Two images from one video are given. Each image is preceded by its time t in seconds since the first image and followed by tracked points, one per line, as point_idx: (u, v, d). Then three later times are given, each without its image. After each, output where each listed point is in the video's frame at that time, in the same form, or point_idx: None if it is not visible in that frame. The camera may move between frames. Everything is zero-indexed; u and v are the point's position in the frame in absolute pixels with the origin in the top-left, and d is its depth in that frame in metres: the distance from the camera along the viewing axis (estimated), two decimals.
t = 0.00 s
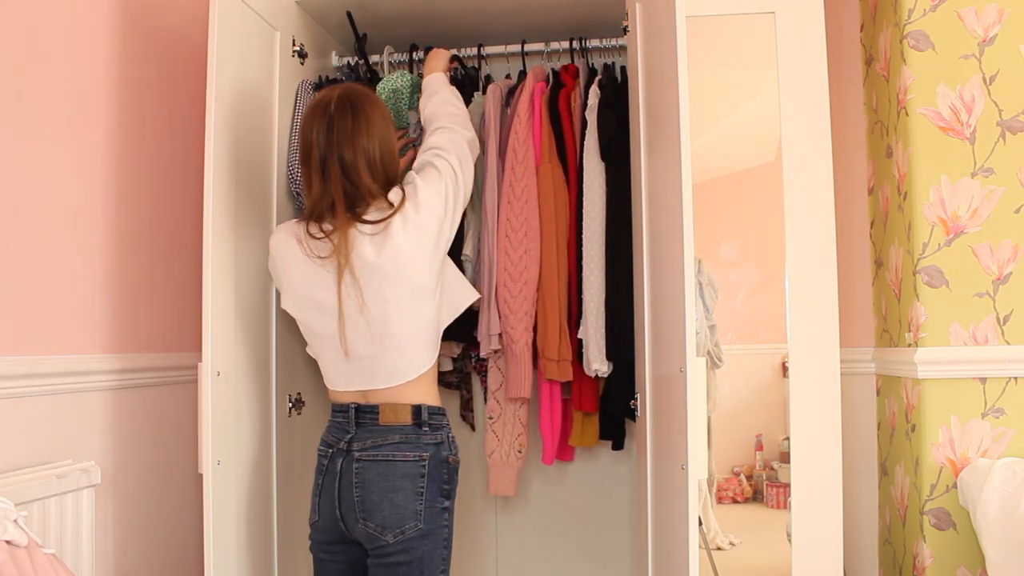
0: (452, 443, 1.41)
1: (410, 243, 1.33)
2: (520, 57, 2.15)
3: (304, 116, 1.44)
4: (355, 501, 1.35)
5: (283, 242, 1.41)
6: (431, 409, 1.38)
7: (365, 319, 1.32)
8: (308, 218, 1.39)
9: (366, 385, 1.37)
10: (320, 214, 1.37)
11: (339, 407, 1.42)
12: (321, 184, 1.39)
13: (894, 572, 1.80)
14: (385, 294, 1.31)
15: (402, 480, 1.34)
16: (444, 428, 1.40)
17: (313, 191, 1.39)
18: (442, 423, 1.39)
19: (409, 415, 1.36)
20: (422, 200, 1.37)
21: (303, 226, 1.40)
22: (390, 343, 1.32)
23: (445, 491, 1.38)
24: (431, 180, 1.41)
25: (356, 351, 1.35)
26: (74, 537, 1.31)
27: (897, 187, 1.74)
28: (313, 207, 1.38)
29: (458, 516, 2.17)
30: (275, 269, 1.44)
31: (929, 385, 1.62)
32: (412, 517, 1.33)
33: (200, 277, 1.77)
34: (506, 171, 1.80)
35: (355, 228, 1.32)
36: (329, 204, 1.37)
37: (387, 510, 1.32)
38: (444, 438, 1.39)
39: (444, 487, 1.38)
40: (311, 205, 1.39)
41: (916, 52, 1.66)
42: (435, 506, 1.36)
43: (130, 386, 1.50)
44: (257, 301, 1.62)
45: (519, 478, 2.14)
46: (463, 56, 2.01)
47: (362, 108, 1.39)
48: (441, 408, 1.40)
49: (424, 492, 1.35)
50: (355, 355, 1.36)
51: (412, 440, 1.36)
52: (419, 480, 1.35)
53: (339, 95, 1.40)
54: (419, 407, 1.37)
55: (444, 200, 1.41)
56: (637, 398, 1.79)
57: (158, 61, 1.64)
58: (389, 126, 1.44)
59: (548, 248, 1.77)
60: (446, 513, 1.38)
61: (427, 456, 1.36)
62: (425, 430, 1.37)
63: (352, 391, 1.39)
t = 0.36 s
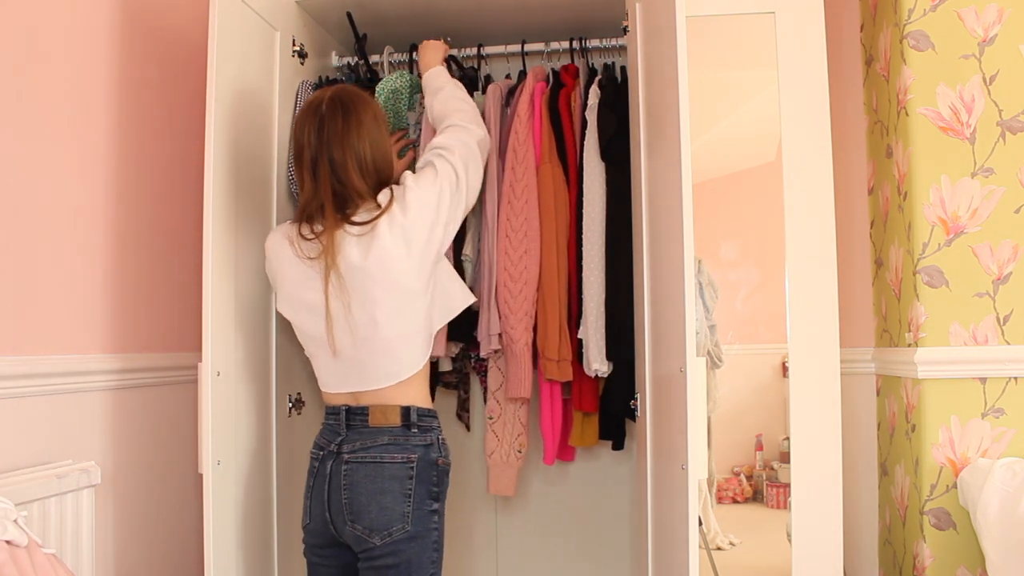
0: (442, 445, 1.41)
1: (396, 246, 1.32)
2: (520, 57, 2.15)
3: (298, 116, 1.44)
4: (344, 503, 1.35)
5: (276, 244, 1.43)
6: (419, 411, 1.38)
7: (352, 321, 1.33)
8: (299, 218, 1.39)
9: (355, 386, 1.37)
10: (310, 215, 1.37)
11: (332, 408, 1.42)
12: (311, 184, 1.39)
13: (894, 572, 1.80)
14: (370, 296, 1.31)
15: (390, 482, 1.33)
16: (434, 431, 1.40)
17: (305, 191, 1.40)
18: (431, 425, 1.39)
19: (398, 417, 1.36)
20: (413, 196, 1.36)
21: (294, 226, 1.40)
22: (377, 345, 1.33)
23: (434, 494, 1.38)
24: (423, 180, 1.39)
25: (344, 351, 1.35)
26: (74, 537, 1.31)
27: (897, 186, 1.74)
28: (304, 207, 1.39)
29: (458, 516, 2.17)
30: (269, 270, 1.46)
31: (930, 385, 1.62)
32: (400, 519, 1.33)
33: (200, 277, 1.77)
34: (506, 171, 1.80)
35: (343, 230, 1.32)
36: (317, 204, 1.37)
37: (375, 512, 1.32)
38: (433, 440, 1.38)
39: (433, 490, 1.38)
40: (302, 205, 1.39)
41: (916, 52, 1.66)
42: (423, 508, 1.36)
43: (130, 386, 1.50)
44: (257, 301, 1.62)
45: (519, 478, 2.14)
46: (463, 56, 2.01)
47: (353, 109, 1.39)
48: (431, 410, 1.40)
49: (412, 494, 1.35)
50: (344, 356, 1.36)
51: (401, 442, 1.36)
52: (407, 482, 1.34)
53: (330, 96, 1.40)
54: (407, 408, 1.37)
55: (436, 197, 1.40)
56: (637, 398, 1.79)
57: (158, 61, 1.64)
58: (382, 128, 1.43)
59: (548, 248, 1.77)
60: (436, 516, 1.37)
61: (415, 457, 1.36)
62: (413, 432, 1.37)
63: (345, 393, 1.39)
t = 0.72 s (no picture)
0: (426, 450, 1.38)
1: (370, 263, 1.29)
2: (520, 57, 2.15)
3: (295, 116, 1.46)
4: (326, 510, 1.34)
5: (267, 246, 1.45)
6: (400, 416, 1.35)
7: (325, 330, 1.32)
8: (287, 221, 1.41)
9: (327, 396, 1.36)
10: (296, 217, 1.39)
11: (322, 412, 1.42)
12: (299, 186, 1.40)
13: (894, 572, 1.80)
14: (332, 308, 1.30)
15: (370, 489, 1.32)
16: (417, 436, 1.37)
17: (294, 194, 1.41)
18: (414, 430, 1.37)
19: (379, 422, 1.35)
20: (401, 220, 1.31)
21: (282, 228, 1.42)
22: (346, 358, 1.31)
23: (417, 500, 1.35)
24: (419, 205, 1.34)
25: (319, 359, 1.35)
26: (74, 537, 1.31)
27: (897, 187, 1.74)
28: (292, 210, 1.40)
29: (458, 517, 2.17)
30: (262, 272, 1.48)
31: (930, 385, 1.62)
32: (380, 526, 1.31)
33: (200, 277, 1.77)
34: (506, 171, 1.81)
35: (322, 236, 1.33)
36: (301, 205, 1.39)
37: (355, 520, 1.31)
38: (416, 446, 1.36)
39: (416, 496, 1.35)
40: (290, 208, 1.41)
41: (916, 52, 1.66)
42: (405, 515, 1.33)
43: (129, 386, 1.50)
44: (256, 301, 1.62)
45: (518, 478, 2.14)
46: (462, 56, 2.01)
47: (343, 112, 1.39)
48: (415, 415, 1.37)
49: (392, 501, 1.32)
50: (319, 364, 1.36)
51: (381, 448, 1.34)
52: (387, 488, 1.32)
53: (322, 98, 1.41)
54: (389, 414, 1.35)
55: (428, 228, 1.33)
56: (637, 398, 1.79)
57: (157, 61, 1.64)
58: (374, 134, 1.42)
59: (548, 248, 1.77)
60: (419, 523, 1.34)
61: (396, 463, 1.33)
62: (394, 437, 1.34)
63: (328, 401, 1.38)
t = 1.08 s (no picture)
0: (398, 467, 1.28)
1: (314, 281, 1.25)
2: (520, 57, 2.15)
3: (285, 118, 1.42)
4: (297, 526, 1.29)
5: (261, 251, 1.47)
6: (370, 430, 1.27)
7: (278, 340, 1.31)
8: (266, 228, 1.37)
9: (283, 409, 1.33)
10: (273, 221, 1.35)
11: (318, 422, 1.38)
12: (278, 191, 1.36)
13: (894, 572, 1.80)
14: (283, 315, 1.29)
15: (334, 507, 1.24)
16: (387, 451, 1.28)
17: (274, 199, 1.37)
18: (384, 446, 1.28)
19: (349, 437, 1.27)
20: (365, 249, 1.24)
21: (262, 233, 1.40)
22: (288, 372, 1.28)
23: (385, 520, 1.25)
24: (392, 251, 1.25)
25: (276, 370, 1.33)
26: (74, 538, 1.31)
27: (897, 187, 1.74)
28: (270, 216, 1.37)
29: (458, 517, 2.17)
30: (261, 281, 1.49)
31: (930, 385, 1.62)
32: (343, 546, 1.23)
33: (200, 277, 1.77)
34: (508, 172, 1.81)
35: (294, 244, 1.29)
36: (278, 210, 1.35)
37: (319, 538, 1.24)
38: (384, 463, 1.26)
39: (384, 515, 1.25)
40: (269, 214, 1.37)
41: (916, 52, 1.66)
42: (370, 536, 1.24)
43: (129, 387, 1.50)
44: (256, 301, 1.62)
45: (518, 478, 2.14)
46: (463, 56, 2.01)
47: (321, 115, 1.33)
48: (388, 429, 1.28)
49: (356, 520, 1.24)
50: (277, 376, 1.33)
51: (347, 464, 1.26)
52: (352, 507, 1.24)
53: (305, 100, 1.36)
54: (357, 428, 1.27)
55: (384, 266, 1.23)
56: (637, 398, 1.79)
57: (157, 61, 1.63)
58: (352, 143, 1.35)
59: (549, 248, 1.76)
60: (386, 545, 1.25)
61: (361, 481, 1.25)
62: (361, 453, 1.26)
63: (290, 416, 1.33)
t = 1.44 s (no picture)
0: (361, 475, 1.16)
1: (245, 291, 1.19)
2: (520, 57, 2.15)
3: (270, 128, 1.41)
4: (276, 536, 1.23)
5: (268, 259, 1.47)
6: (333, 436, 1.18)
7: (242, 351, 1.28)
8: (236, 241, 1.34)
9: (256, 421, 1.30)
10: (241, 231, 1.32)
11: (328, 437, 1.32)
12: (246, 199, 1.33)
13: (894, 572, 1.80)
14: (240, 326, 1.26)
15: (298, 516, 1.16)
16: (350, 459, 1.17)
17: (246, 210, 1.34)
18: (348, 453, 1.17)
19: (314, 442, 1.19)
20: (282, 255, 1.14)
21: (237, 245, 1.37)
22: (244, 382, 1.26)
23: (348, 532, 1.14)
24: (303, 256, 1.11)
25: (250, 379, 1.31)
26: (74, 538, 1.31)
27: (897, 187, 1.74)
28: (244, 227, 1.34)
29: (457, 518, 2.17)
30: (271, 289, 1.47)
31: (930, 385, 1.62)
32: (306, 556, 1.15)
33: (200, 277, 1.77)
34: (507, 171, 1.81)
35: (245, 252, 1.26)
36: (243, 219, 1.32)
37: (286, 548, 1.17)
38: (345, 470, 1.16)
39: (348, 527, 1.14)
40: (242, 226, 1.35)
41: (916, 52, 1.66)
42: (333, 547, 1.14)
43: (129, 387, 1.50)
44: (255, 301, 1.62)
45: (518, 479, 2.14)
46: (462, 56, 2.02)
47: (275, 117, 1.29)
48: (353, 435, 1.18)
49: (319, 531, 1.14)
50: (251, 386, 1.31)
51: (311, 471, 1.18)
52: (314, 516, 1.15)
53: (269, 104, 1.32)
54: (321, 434, 1.19)
55: (290, 272, 1.10)
56: (637, 398, 1.79)
57: (157, 61, 1.63)
58: (304, 144, 1.27)
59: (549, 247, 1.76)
60: (350, 557, 1.13)
61: (322, 488, 1.16)
62: (323, 460, 1.18)
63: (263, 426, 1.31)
